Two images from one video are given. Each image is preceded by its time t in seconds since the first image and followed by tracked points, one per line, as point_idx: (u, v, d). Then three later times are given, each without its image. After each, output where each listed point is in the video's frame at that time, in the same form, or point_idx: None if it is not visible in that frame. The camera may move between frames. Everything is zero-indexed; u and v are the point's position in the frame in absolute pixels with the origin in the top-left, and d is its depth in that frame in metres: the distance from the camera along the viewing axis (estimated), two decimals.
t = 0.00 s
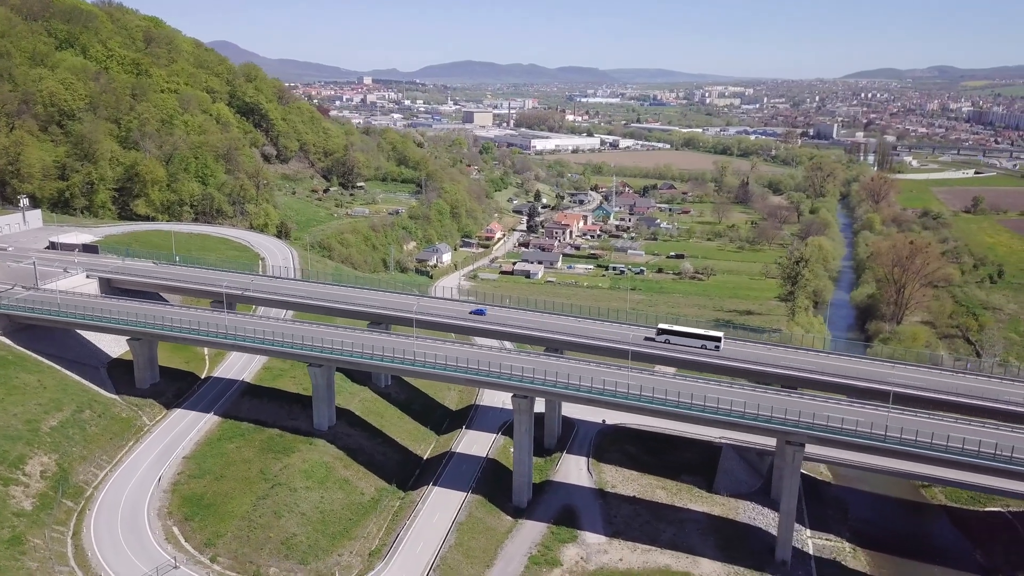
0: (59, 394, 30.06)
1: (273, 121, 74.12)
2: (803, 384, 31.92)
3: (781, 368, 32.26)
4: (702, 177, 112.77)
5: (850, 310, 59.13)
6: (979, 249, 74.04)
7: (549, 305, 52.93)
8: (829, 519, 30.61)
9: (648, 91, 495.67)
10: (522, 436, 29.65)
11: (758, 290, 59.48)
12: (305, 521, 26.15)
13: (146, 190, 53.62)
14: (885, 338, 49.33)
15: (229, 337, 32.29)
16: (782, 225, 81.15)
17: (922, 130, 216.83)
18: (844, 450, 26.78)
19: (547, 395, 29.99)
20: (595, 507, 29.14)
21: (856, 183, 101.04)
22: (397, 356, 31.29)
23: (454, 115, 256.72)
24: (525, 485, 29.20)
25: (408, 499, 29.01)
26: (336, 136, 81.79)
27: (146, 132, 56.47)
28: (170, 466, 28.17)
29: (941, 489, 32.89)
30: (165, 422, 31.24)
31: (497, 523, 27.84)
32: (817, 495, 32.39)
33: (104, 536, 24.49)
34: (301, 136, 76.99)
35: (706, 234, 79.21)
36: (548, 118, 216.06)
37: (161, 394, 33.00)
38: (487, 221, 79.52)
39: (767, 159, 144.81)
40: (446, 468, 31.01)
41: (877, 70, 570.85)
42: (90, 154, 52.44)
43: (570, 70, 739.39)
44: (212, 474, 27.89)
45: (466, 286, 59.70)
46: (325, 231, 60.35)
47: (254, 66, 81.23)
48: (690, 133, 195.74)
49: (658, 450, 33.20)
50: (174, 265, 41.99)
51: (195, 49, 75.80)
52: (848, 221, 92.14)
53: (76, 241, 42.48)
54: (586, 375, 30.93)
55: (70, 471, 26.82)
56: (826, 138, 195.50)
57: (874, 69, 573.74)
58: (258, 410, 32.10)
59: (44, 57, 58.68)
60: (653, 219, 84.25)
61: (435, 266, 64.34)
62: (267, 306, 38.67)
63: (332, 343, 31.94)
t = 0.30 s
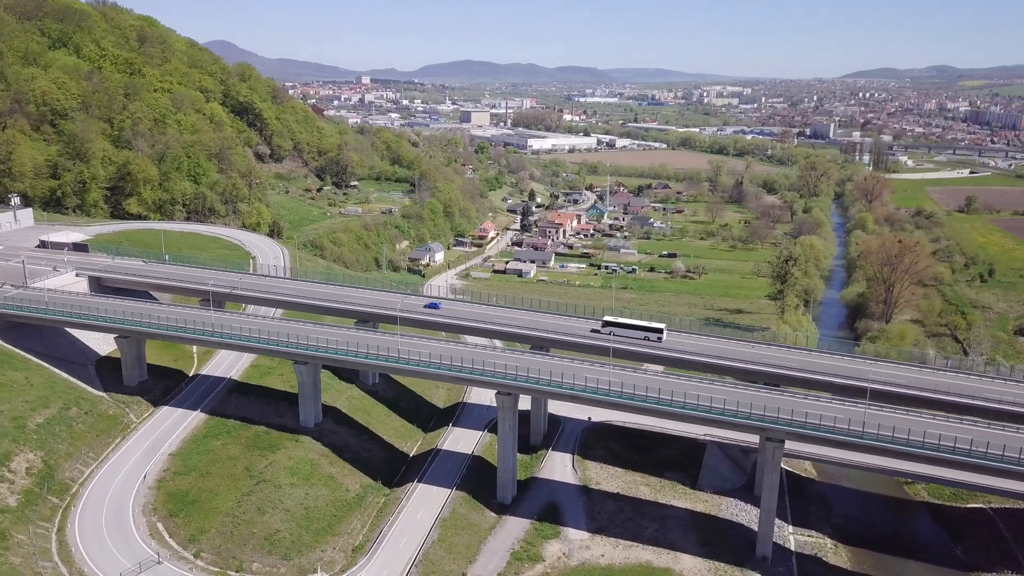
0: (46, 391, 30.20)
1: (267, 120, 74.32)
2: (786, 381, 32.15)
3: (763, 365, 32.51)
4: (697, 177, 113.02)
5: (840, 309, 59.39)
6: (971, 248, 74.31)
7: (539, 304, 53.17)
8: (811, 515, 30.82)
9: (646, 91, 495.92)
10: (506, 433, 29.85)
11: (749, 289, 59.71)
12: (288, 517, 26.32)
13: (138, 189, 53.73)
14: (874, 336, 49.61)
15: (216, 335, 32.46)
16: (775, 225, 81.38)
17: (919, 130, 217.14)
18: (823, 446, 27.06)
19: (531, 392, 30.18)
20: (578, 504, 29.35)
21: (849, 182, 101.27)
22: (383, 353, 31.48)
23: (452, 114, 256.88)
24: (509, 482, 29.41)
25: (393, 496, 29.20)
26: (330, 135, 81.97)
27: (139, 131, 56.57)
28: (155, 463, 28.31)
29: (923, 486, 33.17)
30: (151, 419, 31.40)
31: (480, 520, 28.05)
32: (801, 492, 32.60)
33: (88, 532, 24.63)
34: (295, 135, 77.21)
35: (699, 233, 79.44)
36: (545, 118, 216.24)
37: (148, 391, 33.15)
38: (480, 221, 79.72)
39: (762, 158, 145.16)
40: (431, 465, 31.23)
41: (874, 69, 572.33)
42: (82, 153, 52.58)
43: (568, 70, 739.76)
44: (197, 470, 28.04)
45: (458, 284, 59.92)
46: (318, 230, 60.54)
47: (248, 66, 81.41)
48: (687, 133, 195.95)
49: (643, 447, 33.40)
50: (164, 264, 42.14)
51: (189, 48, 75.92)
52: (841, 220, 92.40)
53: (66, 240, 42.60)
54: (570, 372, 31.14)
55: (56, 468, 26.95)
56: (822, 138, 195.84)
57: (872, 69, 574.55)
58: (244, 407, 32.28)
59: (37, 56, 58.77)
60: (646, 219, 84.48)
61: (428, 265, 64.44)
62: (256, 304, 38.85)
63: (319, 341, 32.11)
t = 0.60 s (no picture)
0: (33, 389, 30.38)
1: (261, 120, 74.49)
2: (769, 379, 32.37)
3: (746, 362, 32.73)
4: (692, 176, 113.23)
5: (831, 307, 59.59)
6: (963, 247, 74.55)
7: (530, 303, 53.40)
8: (794, 512, 31.02)
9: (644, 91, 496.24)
10: (490, 430, 29.99)
11: (740, 288, 59.94)
12: (273, 513, 26.51)
13: (130, 188, 53.84)
14: (862, 334, 49.86)
15: (204, 333, 32.62)
16: (768, 224, 81.63)
17: (916, 130, 217.42)
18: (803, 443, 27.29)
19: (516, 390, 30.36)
20: (562, 500, 29.56)
21: (844, 182, 101.50)
22: (368, 351, 31.66)
23: (449, 114, 257.01)
24: (494, 479, 29.61)
25: (378, 493, 29.40)
26: (324, 135, 82.14)
27: (131, 131, 56.69)
28: (142, 460, 28.47)
29: (907, 482, 33.39)
30: (139, 417, 31.57)
31: (464, 516, 28.26)
32: (785, 489, 32.81)
33: (73, 528, 24.79)
34: (289, 135, 77.39)
35: (693, 233, 79.70)
36: (542, 117, 216.52)
37: (136, 389, 33.34)
38: (474, 220, 79.92)
39: (758, 158, 145.45)
40: (417, 462, 31.45)
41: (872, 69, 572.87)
42: (74, 152, 52.73)
43: (567, 70, 740.02)
44: (183, 467, 28.21)
45: (450, 283, 60.11)
46: (310, 229, 60.73)
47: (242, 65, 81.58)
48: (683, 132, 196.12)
49: (628, 444, 33.62)
50: (155, 262, 42.31)
51: (183, 48, 76.02)
52: (834, 219, 92.63)
53: (57, 239, 42.76)
54: (554, 370, 31.33)
55: (42, 465, 27.12)
56: (819, 137, 196.09)
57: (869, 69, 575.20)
58: (232, 405, 32.47)
59: (30, 56, 58.91)
60: (640, 218, 84.70)
61: (420, 264, 64.47)
62: (245, 303, 39.03)
63: (305, 339, 32.28)
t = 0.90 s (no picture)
0: (21, 387, 30.54)
1: (254, 119, 74.70)
2: (752, 376, 32.61)
3: (729, 360, 32.95)
4: (687, 176, 113.45)
5: (822, 306, 59.81)
6: (955, 246, 74.79)
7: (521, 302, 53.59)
8: (777, 508, 31.22)
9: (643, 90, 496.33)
10: (474, 427, 30.15)
11: (731, 286, 60.15)
12: (257, 510, 26.70)
13: (123, 188, 53.96)
14: (851, 333, 50.11)
15: (191, 331, 32.79)
16: (761, 224, 81.87)
17: (912, 129, 217.76)
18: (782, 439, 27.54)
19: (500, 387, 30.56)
20: (546, 497, 29.77)
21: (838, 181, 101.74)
22: (354, 348, 31.87)
23: (447, 113, 257.14)
24: (478, 476, 29.82)
25: (363, 490, 29.60)
26: (318, 134, 82.33)
27: (123, 130, 56.79)
28: (128, 458, 28.63)
29: (891, 479, 33.61)
30: (127, 414, 31.75)
31: (448, 513, 28.47)
32: (769, 485, 33.01)
33: (58, 525, 24.94)
34: (283, 134, 77.59)
35: (686, 232, 79.95)
36: (539, 117, 216.80)
37: (124, 387, 33.52)
38: (467, 219, 80.11)
39: (754, 157, 145.71)
40: (402, 460, 31.66)
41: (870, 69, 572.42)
42: (66, 151, 52.89)
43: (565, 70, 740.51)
44: (168, 464, 28.39)
45: (442, 282, 60.28)
46: (302, 228, 60.94)
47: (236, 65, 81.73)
48: (680, 131, 196.30)
49: (613, 441, 33.84)
50: (145, 261, 42.48)
51: (177, 47, 76.11)
52: (828, 218, 92.88)
53: (48, 237, 42.91)
54: (538, 367, 31.55)
55: (28, 462, 27.28)
56: (815, 137, 196.36)
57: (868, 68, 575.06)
58: (219, 402, 32.65)
59: (24, 56, 59.03)
60: (633, 218, 84.91)
61: (413, 263, 64.53)
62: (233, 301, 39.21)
63: (291, 337, 32.47)
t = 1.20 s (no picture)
0: (8, 384, 30.68)
1: (248, 119, 74.92)
2: (735, 373, 32.84)
3: (713, 357, 33.19)
4: (682, 175, 113.69)
5: (813, 305, 60.07)
6: (947, 246, 75.03)
7: (512, 300, 53.82)
8: (761, 505, 31.45)
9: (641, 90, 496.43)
10: (459, 424, 30.40)
11: (722, 285, 60.39)
12: (242, 506, 26.89)
13: (115, 186, 54.11)
14: (839, 331, 50.34)
15: (178, 329, 32.98)
16: (754, 223, 82.12)
17: (909, 129, 217.98)
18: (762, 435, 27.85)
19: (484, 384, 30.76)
20: (531, 493, 30.00)
21: (832, 181, 101.99)
22: (339, 346, 32.07)
23: (444, 113, 257.19)
24: (463, 472, 30.02)
25: (348, 486, 29.81)
26: (312, 134, 82.52)
27: (116, 129, 56.95)
28: (114, 455, 28.81)
29: (875, 476, 33.82)
30: (114, 411, 31.90)
31: (432, 509, 28.69)
32: (753, 482, 33.23)
33: (43, 520, 25.12)
34: (277, 134, 77.82)
35: (679, 231, 80.22)
36: (536, 116, 217.18)
37: (113, 384, 33.68)
38: (461, 219, 80.32)
39: (750, 157, 145.94)
40: (388, 457, 31.89)
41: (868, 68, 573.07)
42: (58, 151, 53.06)
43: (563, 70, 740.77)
44: (154, 461, 28.56)
45: (434, 281, 60.47)
46: (295, 228, 61.17)
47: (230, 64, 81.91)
48: (677, 131, 196.42)
49: (598, 438, 34.07)
50: (135, 259, 42.65)
51: (171, 47, 76.20)
52: (822, 218, 93.14)
53: (39, 236, 43.07)
54: (523, 364, 31.74)
55: (14, 458, 27.44)
56: (812, 136, 196.61)
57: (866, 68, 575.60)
58: (206, 400, 32.83)
59: (17, 55, 59.16)
60: (627, 217, 85.14)
61: (406, 262, 64.70)
62: (222, 299, 39.38)
63: (278, 335, 32.67)
